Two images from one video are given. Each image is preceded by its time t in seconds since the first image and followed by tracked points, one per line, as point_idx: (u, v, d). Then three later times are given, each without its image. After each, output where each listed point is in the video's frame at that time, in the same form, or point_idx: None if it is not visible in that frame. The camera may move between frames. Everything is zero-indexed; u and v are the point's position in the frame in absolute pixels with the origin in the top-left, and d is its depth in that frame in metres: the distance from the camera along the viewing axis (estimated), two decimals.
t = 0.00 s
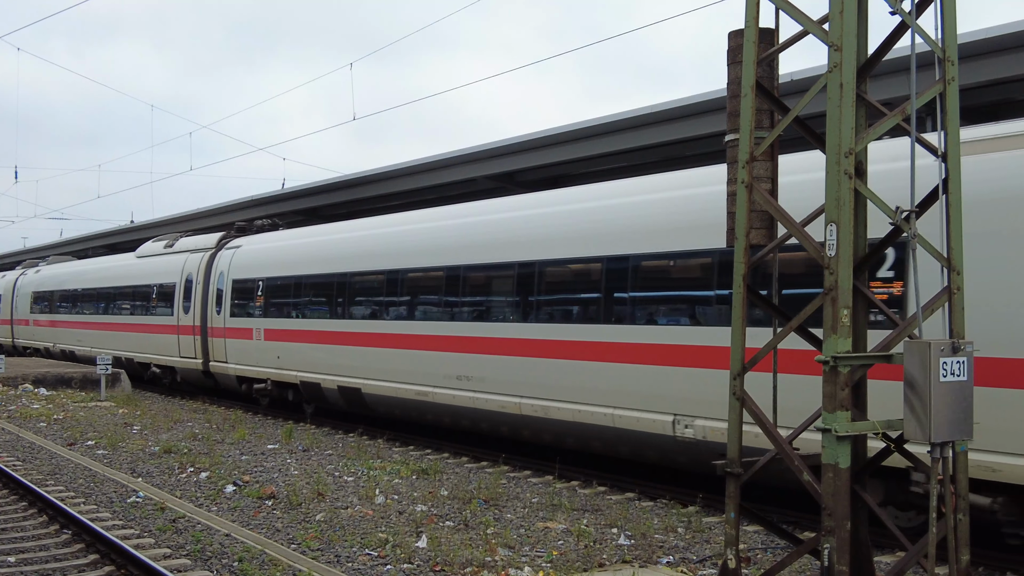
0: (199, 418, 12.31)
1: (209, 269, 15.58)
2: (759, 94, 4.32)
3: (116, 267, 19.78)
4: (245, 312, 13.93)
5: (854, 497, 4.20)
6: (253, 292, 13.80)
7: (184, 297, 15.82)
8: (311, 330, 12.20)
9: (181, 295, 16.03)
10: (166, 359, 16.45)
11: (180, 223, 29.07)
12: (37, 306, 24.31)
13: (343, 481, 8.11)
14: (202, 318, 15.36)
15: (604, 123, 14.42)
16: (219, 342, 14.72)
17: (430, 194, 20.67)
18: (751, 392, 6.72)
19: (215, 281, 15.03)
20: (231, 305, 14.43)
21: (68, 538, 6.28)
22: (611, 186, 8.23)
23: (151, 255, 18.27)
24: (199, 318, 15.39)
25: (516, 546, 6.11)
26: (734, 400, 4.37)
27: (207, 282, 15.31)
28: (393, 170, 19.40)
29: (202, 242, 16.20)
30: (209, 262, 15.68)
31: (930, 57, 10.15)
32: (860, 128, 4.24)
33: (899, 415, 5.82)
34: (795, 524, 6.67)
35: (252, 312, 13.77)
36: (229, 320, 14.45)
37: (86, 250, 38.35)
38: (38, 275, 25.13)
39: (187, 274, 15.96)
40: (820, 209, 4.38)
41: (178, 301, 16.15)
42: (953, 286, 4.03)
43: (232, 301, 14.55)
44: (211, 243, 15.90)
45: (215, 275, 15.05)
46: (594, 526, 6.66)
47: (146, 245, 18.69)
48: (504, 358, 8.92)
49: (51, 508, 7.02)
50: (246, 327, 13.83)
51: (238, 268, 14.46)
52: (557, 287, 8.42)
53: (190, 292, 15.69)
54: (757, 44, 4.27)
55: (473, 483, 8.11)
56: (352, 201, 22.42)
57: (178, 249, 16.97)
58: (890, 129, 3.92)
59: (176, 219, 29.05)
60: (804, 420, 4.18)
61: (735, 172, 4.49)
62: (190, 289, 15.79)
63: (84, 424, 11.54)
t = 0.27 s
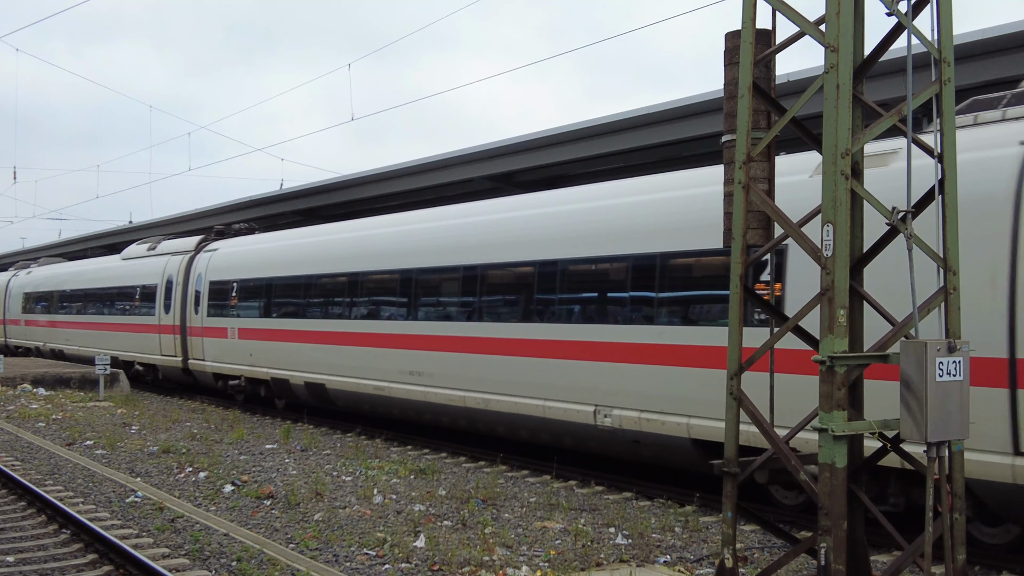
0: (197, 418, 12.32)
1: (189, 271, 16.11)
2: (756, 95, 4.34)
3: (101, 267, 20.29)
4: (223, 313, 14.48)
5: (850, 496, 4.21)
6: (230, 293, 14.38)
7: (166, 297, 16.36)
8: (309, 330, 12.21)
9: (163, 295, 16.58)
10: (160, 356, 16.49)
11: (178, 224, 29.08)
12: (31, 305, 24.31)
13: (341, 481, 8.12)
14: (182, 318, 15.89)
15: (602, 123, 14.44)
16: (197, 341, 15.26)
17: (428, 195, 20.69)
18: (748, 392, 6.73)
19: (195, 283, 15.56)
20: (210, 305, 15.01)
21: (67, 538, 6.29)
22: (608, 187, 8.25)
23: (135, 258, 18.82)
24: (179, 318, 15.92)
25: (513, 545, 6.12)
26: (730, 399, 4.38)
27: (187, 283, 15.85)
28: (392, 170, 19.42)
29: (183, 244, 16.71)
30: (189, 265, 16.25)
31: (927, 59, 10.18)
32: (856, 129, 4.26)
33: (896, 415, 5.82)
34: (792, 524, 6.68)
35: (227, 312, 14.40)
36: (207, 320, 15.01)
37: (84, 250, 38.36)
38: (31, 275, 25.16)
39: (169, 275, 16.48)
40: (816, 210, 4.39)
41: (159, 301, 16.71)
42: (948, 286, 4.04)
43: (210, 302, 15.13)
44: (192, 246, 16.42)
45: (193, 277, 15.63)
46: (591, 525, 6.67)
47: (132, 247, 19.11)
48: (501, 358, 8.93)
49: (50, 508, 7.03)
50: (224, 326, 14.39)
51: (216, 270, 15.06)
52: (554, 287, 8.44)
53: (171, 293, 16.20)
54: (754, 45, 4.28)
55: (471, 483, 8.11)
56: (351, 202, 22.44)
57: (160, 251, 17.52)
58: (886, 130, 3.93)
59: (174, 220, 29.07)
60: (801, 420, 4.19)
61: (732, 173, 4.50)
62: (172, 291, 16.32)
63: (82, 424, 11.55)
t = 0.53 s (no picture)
0: (194, 419, 12.29)
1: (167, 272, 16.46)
2: (755, 95, 4.32)
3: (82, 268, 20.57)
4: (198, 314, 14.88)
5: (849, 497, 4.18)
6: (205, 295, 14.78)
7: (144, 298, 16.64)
8: (304, 330, 12.14)
9: (141, 296, 16.86)
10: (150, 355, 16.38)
11: (174, 224, 29.01)
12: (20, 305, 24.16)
13: (338, 482, 8.09)
14: (160, 319, 16.22)
15: (600, 123, 14.42)
16: (174, 341, 15.61)
17: (425, 195, 20.66)
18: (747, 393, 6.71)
19: (172, 286, 15.88)
20: (186, 307, 15.37)
21: (62, 540, 6.25)
22: (606, 187, 8.22)
23: (117, 259, 18.99)
24: (157, 318, 16.24)
25: (511, 546, 6.10)
26: (729, 400, 4.36)
27: (164, 285, 16.18)
28: (389, 170, 19.40)
29: (161, 247, 17.03)
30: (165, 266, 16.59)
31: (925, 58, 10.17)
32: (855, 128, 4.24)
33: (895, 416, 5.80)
34: (791, 524, 6.67)
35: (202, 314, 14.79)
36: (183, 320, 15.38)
37: (80, 250, 38.24)
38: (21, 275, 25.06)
39: (148, 277, 16.76)
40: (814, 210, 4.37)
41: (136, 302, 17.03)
42: (948, 286, 4.02)
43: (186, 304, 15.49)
44: (170, 249, 16.76)
45: (170, 279, 15.97)
46: (589, 526, 6.65)
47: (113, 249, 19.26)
48: (497, 358, 8.88)
49: (45, 509, 6.99)
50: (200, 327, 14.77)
51: (192, 273, 15.43)
52: (551, 287, 8.39)
53: (149, 295, 16.50)
54: (752, 44, 4.26)
55: (468, 484, 8.09)
56: (348, 202, 22.40)
57: (138, 253, 17.82)
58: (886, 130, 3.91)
59: (169, 219, 29.00)
60: (800, 421, 4.17)
61: (731, 173, 4.48)
62: (150, 292, 16.62)
63: (78, 425, 11.50)
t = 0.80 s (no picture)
0: (192, 419, 12.27)
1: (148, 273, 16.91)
2: (753, 95, 4.31)
3: (71, 267, 20.99)
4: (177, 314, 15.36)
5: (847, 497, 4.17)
6: (182, 296, 15.27)
7: (127, 298, 17.09)
8: (301, 330, 12.08)
9: (125, 297, 17.29)
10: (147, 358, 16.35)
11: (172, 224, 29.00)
12: (15, 306, 24.09)
13: (336, 482, 8.07)
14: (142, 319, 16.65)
15: (598, 123, 14.42)
16: (154, 339, 16.06)
17: (423, 195, 20.65)
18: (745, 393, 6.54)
19: (152, 287, 16.31)
20: (165, 307, 15.82)
21: (59, 540, 6.23)
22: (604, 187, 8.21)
23: (101, 261, 19.38)
24: (139, 318, 16.70)
25: (510, 547, 6.08)
26: (728, 400, 4.35)
27: (146, 286, 16.61)
28: (387, 170, 19.40)
29: (143, 249, 17.47)
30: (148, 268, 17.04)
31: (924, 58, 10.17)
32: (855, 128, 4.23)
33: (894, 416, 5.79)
34: (790, 525, 6.65)
35: (180, 314, 15.27)
36: (162, 320, 15.83)
37: (77, 250, 38.19)
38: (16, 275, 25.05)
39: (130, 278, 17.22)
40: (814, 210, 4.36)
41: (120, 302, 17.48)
42: (947, 286, 4.01)
43: (165, 304, 15.96)
44: (151, 251, 17.20)
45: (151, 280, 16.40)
46: (588, 527, 6.64)
47: (97, 251, 19.55)
48: (496, 358, 8.82)
49: (42, 510, 6.97)
50: (178, 326, 15.23)
51: (171, 274, 15.88)
52: (550, 287, 8.33)
53: (131, 295, 16.95)
54: (751, 44, 4.24)
55: (467, 485, 8.07)
56: (346, 202, 22.40)
57: (121, 255, 18.27)
58: (885, 130, 3.90)
59: (167, 220, 28.97)
60: (799, 421, 4.15)
61: (729, 172, 4.47)
62: (133, 293, 17.05)
63: (76, 425, 11.48)
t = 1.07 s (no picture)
0: (191, 419, 12.28)
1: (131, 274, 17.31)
2: (751, 95, 4.33)
3: (59, 268, 21.43)
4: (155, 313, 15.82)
5: (845, 496, 4.21)
6: (162, 296, 15.70)
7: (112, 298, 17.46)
8: (295, 330, 11.92)
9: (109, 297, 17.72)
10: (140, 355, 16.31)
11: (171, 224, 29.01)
12: (13, 306, 24.08)
13: (336, 482, 8.08)
14: (125, 318, 17.04)
15: (597, 123, 14.45)
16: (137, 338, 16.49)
17: (421, 195, 20.66)
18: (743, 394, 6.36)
19: (136, 288, 16.72)
20: (146, 306, 16.25)
21: (60, 540, 6.24)
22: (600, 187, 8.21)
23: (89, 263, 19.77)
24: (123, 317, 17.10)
25: (509, 546, 6.10)
26: (726, 400, 4.36)
27: (130, 287, 17.02)
28: (385, 170, 19.41)
29: (128, 251, 17.90)
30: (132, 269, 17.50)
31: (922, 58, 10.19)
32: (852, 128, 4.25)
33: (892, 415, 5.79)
34: (788, 524, 6.67)
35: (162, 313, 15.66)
36: (145, 319, 16.22)
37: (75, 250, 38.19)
38: (12, 275, 25.09)
39: (114, 279, 17.61)
40: (811, 210, 4.39)
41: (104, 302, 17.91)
42: (943, 286, 4.03)
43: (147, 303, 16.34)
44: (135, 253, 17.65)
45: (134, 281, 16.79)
46: (587, 526, 6.66)
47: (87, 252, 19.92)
48: (493, 358, 8.65)
49: (43, 509, 6.98)
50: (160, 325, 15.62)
51: (153, 275, 16.28)
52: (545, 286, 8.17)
53: (116, 295, 17.33)
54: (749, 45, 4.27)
55: (466, 484, 8.09)
56: (344, 202, 22.41)
57: (107, 257, 18.72)
58: (881, 130, 3.92)
59: (166, 220, 28.96)
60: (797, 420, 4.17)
61: (727, 172, 4.49)
62: (117, 293, 17.46)
63: (75, 425, 11.48)
